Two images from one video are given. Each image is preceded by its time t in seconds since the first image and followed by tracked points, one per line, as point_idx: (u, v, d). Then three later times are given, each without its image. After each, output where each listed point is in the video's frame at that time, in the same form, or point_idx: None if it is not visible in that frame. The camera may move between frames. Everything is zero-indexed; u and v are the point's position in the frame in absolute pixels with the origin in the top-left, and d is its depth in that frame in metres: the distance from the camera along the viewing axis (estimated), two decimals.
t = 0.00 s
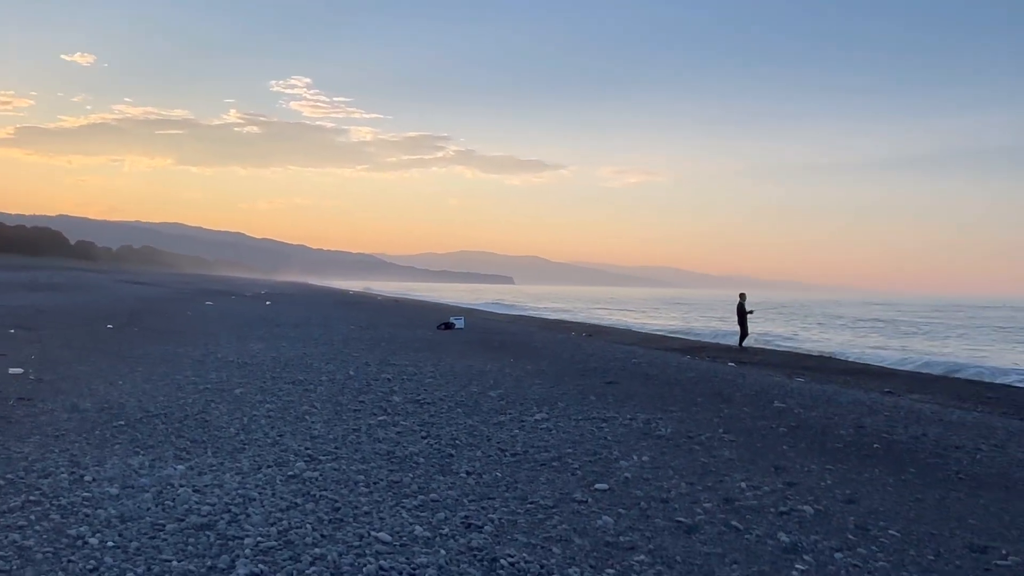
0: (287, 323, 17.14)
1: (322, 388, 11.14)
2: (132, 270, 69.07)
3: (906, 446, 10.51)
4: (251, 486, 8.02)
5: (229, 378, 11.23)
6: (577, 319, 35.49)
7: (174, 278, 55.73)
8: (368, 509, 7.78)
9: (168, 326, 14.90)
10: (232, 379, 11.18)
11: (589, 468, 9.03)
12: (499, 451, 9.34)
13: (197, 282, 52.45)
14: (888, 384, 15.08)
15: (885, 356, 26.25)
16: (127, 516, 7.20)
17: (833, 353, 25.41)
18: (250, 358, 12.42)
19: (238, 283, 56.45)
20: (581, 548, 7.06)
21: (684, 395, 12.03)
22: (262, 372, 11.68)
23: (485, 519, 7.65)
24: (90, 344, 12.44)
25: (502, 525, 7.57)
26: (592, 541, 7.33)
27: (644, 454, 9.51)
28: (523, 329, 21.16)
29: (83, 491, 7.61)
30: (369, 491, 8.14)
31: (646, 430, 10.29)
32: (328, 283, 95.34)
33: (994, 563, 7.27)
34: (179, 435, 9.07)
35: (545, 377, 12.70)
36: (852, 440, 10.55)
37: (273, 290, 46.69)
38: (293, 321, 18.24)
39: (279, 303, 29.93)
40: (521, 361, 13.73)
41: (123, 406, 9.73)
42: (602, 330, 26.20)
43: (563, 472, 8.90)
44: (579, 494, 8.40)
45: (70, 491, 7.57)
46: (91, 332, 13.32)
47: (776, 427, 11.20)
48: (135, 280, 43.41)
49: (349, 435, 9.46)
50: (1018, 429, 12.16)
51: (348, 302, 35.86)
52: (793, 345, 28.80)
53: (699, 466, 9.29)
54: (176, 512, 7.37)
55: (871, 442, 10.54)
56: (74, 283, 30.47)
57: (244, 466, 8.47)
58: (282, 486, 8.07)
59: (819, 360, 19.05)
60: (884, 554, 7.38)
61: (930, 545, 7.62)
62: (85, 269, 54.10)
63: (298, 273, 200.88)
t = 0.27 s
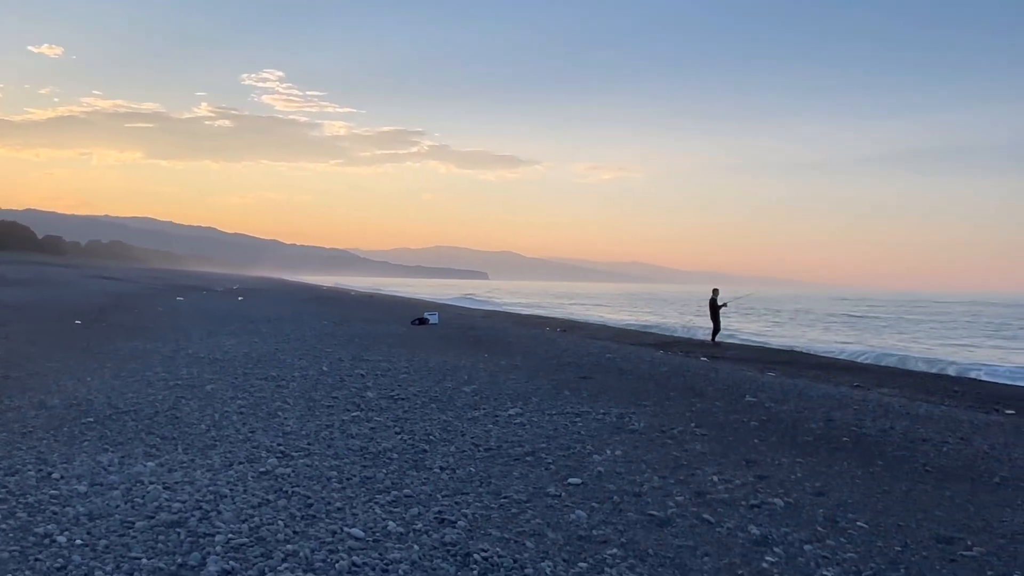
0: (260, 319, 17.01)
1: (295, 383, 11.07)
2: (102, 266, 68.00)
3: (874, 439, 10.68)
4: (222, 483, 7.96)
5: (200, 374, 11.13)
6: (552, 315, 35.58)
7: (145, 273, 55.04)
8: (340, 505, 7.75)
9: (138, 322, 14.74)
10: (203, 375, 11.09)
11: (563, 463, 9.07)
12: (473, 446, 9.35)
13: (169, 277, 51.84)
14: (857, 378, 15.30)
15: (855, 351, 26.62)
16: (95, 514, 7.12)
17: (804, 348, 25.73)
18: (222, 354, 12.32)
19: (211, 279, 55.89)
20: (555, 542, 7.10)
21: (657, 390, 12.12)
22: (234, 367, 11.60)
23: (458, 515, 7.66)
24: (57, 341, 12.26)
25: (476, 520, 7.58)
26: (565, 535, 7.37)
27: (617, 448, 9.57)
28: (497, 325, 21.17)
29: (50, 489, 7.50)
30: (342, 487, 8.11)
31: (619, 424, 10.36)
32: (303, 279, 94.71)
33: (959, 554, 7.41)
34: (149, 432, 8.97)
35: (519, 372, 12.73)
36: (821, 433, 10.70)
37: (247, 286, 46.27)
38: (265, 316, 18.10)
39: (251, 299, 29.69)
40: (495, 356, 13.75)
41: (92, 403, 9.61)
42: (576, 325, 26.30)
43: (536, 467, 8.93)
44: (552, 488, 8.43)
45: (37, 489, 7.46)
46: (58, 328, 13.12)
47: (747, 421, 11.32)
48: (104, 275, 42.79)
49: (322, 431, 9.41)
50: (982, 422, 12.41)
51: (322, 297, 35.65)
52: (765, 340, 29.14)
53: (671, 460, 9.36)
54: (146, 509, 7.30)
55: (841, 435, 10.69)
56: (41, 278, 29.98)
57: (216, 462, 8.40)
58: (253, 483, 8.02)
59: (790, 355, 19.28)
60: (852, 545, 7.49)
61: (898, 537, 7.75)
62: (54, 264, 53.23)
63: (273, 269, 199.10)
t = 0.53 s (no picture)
0: (233, 315, 16.89)
1: (268, 380, 11.01)
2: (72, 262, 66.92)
3: (845, 433, 10.83)
4: (193, 480, 7.90)
5: (171, 371, 11.02)
6: (528, 311, 35.67)
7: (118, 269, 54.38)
8: (313, 502, 7.72)
9: (108, 318, 14.56)
10: (175, 372, 10.99)
11: (537, 458, 9.10)
12: (447, 442, 9.35)
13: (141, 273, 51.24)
14: (829, 373, 15.50)
15: (827, 347, 26.96)
16: (64, 512, 7.03)
17: (777, 344, 26.02)
18: (194, 351, 12.21)
19: (185, 275, 55.35)
20: (528, 537, 7.12)
21: (631, 385, 12.20)
22: (205, 364, 11.51)
23: (432, 510, 7.66)
24: (24, 338, 12.08)
25: (450, 516, 7.59)
26: (539, 530, 7.40)
27: (591, 443, 9.61)
28: (472, 321, 21.18)
29: (18, 487, 7.40)
30: (315, 484, 8.08)
31: (593, 420, 10.42)
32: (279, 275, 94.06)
33: (926, 545, 7.54)
34: (119, 430, 8.88)
35: (494, 367, 12.74)
36: (792, 427, 10.82)
37: (221, 282, 45.88)
38: (238, 313, 17.97)
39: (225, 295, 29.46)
40: (470, 352, 13.76)
41: (60, 400, 9.49)
42: (552, 321, 26.40)
43: (511, 462, 8.96)
44: (526, 483, 8.46)
45: (4, 488, 7.35)
46: (25, 325, 12.93)
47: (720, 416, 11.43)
48: (75, 271, 42.22)
49: (295, 428, 9.37)
50: (950, 415, 12.63)
51: (297, 294, 35.46)
52: (739, 336, 29.44)
53: (645, 454, 9.43)
54: (116, 507, 7.23)
55: (811, 429, 10.83)
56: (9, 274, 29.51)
57: (187, 460, 8.33)
58: (225, 480, 7.97)
59: (763, 350, 19.50)
60: (822, 537, 7.60)
61: (867, 529, 7.87)
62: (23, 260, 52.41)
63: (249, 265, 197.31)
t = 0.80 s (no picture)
0: (206, 312, 16.75)
1: (241, 378, 10.93)
2: (42, 258, 65.86)
3: (817, 428, 10.98)
4: (165, 479, 7.83)
5: (143, 369, 10.92)
6: (504, 308, 35.72)
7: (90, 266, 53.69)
8: (287, 500, 7.68)
9: (78, 315, 14.38)
10: (146, 370, 10.88)
11: (512, 455, 9.12)
12: (422, 439, 9.35)
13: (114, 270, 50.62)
14: (801, 368, 15.69)
15: (800, 343, 27.27)
16: (32, 512, 6.94)
17: (751, 340, 26.30)
18: (166, 349, 12.09)
19: (159, 271, 54.79)
20: (503, 534, 7.14)
21: (606, 381, 12.27)
22: (178, 362, 11.41)
23: (407, 507, 7.66)
24: None
25: (424, 513, 7.59)
26: (514, 526, 7.42)
27: (566, 439, 9.66)
28: (447, 318, 21.18)
29: None
30: (289, 482, 8.04)
31: (568, 416, 10.46)
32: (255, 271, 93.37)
33: (896, 538, 7.66)
34: (89, 428, 8.78)
35: (470, 364, 12.76)
36: (765, 422, 10.95)
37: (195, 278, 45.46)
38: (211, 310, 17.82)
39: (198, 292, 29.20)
40: (446, 349, 13.76)
41: (29, 399, 9.36)
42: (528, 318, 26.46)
43: (486, 459, 8.98)
44: (501, 480, 8.49)
45: None
46: None
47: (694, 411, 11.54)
48: (45, 268, 41.62)
49: (269, 426, 9.32)
50: (918, 410, 12.84)
51: (271, 290, 35.22)
52: (713, 332, 29.72)
53: (619, 450, 9.49)
54: (86, 507, 7.14)
55: (784, 424, 10.96)
56: None
57: (158, 459, 8.26)
58: (197, 479, 7.90)
59: (736, 346, 19.70)
60: (794, 531, 7.70)
61: (838, 522, 7.99)
62: None
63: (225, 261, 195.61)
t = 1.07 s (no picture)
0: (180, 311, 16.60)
1: (216, 376, 10.86)
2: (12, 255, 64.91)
3: (790, 423, 11.10)
4: (138, 479, 7.76)
5: (115, 368, 10.80)
6: (483, 306, 35.74)
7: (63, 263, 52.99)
8: (261, 499, 7.65)
9: (48, 314, 14.20)
10: (118, 369, 10.77)
11: (488, 452, 9.14)
12: (398, 437, 9.34)
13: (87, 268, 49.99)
14: (776, 365, 15.85)
15: (775, 339, 27.54)
16: (1, 513, 6.85)
17: (727, 337, 26.54)
18: (139, 347, 11.97)
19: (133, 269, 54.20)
20: (479, 531, 7.16)
21: (582, 378, 12.33)
22: (150, 361, 11.30)
23: (382, 506, 7.65)
24: None
25: (400, 511, 7.59)
26: (489, 523, 7.44)
27: (542, 436, 9.70)
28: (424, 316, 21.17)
29: None
30: (263, 481, 8.00)
31: (545, 413, 10.50)
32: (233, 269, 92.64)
33: (867, 532, 7.77)
34: (60, 428, 8.68)
35: (446, 362, 12.76)
36: (739, 418, 11.06)
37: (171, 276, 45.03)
38: (185, 308, 17.66)
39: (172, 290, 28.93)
40: (422, 347, 13.74)
41: None
42: (506, 316, 26.50)
43: (462, 456, 8.99)
44: (477, 477, 8.50)
45: None
46: None
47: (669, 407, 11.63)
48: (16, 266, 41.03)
49: (243, 424, 9.26)
50: (890, 405, 13.03)
51: (246, 288, 34.96)
52: (689, 329, 29.95)
53: (595, 447, 9.54)
54: (56, 507, 7.06)
55: (758, 420, 11.08)
56: None
57: (130, 458, 8.18)
58: (170, 478, 7.84)
59: (711, 343, 19.87)
60: (767, 525, 7.79)
61: (810, 517, 8.09)
62: None
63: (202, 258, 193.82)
